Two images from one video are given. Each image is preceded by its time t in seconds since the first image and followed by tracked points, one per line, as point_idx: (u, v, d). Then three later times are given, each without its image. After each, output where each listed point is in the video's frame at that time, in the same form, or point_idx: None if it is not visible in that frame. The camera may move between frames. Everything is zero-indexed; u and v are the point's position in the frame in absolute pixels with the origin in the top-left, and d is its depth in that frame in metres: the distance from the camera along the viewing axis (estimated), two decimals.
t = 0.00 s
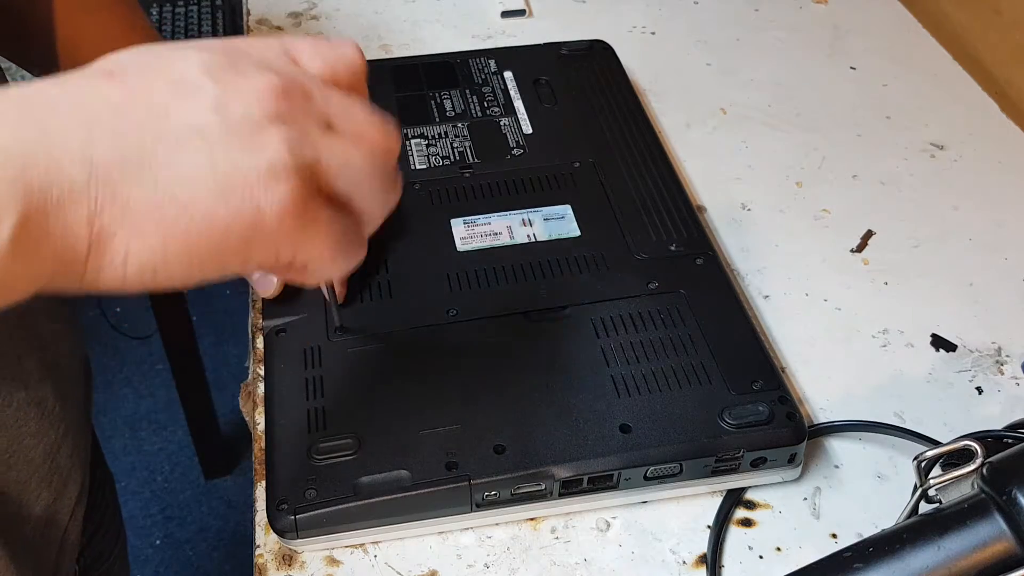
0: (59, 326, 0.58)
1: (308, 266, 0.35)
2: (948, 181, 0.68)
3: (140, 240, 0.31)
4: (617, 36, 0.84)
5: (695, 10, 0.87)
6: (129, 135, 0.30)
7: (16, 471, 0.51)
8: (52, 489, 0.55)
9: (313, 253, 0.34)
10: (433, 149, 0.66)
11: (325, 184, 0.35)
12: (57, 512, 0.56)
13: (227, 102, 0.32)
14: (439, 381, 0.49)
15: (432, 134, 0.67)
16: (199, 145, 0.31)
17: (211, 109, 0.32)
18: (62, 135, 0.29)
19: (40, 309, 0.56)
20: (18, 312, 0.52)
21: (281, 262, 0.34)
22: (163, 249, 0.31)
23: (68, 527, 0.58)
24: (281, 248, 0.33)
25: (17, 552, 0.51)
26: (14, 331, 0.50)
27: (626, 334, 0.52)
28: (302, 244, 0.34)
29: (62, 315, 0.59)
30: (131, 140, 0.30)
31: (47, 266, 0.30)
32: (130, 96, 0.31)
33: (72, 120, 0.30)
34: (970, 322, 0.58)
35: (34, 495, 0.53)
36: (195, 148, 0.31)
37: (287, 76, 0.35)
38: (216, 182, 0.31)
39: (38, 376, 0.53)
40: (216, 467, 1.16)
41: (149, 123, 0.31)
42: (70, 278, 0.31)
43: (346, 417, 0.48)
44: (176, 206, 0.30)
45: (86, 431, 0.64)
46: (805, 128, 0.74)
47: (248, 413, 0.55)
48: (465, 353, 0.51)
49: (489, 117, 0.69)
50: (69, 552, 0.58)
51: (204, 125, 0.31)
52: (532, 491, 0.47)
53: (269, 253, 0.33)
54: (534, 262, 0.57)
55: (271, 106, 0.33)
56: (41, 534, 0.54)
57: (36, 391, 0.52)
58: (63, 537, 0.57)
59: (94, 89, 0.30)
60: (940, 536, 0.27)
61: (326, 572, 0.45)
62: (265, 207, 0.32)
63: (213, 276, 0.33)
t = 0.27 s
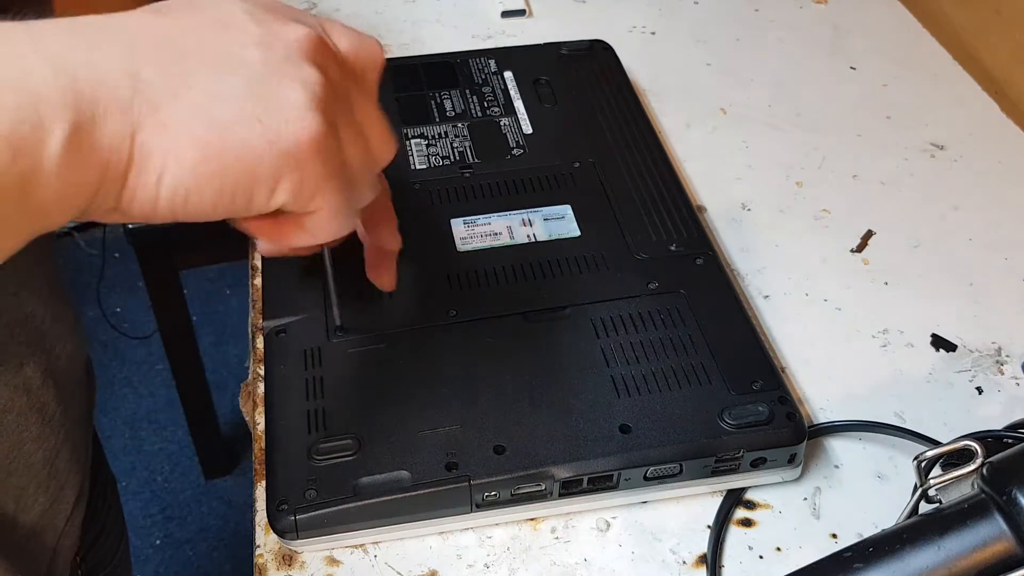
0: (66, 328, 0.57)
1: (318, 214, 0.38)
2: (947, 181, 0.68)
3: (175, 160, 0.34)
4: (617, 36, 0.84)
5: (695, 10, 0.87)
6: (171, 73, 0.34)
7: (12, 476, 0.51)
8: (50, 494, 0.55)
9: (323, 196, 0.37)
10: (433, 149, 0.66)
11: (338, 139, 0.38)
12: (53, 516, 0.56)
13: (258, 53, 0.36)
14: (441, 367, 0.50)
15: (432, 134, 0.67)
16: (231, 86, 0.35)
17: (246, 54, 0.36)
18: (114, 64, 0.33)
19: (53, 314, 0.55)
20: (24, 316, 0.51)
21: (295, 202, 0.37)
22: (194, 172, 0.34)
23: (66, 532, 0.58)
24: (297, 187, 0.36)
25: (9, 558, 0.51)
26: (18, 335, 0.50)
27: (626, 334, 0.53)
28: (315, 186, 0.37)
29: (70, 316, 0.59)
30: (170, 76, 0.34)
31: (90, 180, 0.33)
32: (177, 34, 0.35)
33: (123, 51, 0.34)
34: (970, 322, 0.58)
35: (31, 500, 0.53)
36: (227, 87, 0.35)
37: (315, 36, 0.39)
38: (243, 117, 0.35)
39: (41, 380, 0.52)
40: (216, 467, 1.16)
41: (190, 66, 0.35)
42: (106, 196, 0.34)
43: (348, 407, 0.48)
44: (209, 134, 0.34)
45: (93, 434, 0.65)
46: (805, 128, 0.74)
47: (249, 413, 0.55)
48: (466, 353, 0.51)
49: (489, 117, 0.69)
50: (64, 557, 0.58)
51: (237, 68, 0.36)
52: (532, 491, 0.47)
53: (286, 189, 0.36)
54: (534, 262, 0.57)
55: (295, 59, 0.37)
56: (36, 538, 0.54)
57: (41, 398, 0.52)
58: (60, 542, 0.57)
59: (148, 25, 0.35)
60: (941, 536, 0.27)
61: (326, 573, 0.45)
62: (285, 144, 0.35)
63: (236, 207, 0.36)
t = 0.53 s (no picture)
0: (67, 338, 0.57)
1: (286, 186, 0.36)
2: (947, 181, 0.68)
3: (139, 146, 0.32)
4: (617, 36, 0.84)
5: (695, 10, 0.87)
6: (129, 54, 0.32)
7: (15, 488, 0.51)
8: (54, 504, 0.55)
9: (290, 169, 0.35)
10: (433, 149, 0.66)
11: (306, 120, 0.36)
12: (59, 526, 0.56)
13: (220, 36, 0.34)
14: (408, 356, 0.51)
15: (432, 134, 0.67)
16: (195, 63, 0.33)
17: (210, 33, 0.34)
18: (75, 51, 0.31)
19: (55, 324, 0.55)
20: (24, 328, 0.51)
21: (260, 175, 0.35)
22: (160, 156, 0.32)
23: (69, 542, 0.58)
24: (263, 161, 0.34)
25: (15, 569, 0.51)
26: (18, 348, 0.50)
27: (626, 334, 0.52)
28: (281, 159, 0.34)
29: (71, 325, 0.59)
30: (135, 58, 0.32)
31: (62, 176, 0.32)
32: (138, 14, 0.33)
33: (79, 37, 0.32)
34: (970, 322, 0.58)
35: (36, 511, 0.53)
36: (191, 65, 0.33)
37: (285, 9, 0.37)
38: (208, 95, 0.32)
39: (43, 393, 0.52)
40: (216, 467, 1.16)
41: (153, 46, 0.33)
42: (80, 190, 0.33)
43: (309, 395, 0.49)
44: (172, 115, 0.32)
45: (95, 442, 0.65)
46: (805, 128, 0.74)
47: (249, 413, 0.55)
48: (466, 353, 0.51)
49: (489, 117, 0.69)
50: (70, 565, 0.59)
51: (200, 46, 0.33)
52: (532, 491, 0.47)
53: (252, 163, 0.34)
54: (534, 262, 0.57)
55: (261, 32, 0.35)
56: (42, 547, 0.55)
57: (42, 409, 0.52)
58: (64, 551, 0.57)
59: (108, 11, 0.33)
60: (941, 536, 0.27)
61: (326, 573, 0.45)
62: (250, 118, 0.33)
63: (206, 188, 0.34)
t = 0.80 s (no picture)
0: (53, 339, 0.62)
1: (340, 173, 0.41)
2: (947, 181, 0.68)
3: (198, 140, 0.36)
4: (617, 36, 0.84)
5: (695, 9, 0.87)
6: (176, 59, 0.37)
7: None
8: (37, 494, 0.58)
9: (345, 155, 0.40)
10: (433, 149, 0.66)
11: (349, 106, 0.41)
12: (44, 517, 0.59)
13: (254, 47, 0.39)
14: (437, 357, 0.51)
15: (432, 134, 0.67)
16: (241, 69, 0.38)
17: (236, 40, 0.39)
18: (123, 60, 0.36)
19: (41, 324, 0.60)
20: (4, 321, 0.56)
21: (318, 167, 0.40)
22: (218, 150, 0.37)
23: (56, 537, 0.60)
24: (314, 150, 0.39)
25: None
26: None
27: (625, 334, 0.52)
28: (333, 147, 0.40)
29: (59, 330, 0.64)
30: (186, 69, 0.37)
31: (124, 175, 0.36)
32: (166, 26, 0.38)
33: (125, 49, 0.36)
34: (970, 322, 0.58)
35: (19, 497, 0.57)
36: (234, 68, 0.38)
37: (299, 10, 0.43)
38: (255, 94, 0.37)
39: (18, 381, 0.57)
40: (216, 467, 1.16)
41: (195, 53, 0.37)
42: (140, 185, 0.37)
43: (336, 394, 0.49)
44: (225, 112, 0.37)
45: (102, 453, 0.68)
46: (805, 128, 0.74)
47: (249, 413, 0.55)
48: (465, 353, 0.51)
49: (489, 117, 0.69)
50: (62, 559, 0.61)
51: (241, 58, 0.38)
52: (532, 491, 0.47)
53: (305, 153, 0.39)
54: (534, 262, 0.57)
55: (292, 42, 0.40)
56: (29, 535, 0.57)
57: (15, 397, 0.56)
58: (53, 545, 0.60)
59: (139, 21, 0.37)
60: (941, 536, 0.27)
61: (326, 572, 0.45)
62: (297, 112, 0.38)
63: (260, 180, 0.39)
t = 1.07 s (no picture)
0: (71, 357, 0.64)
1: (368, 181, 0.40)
2: (948, 181, 0.68)
3: (235, 172, 0.34)
4: (617, 36, 0.84)
5: (695, 9, 0.87)
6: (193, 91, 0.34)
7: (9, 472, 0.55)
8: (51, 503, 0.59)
9: (370, 160, 0.38)
10: (433, 149, 0.66)
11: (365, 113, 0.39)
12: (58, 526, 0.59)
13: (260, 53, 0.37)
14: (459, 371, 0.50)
15: (432, 134, 0.67)
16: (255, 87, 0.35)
17: (250, 57, 0.37)
18: (140, 102, 0.33)
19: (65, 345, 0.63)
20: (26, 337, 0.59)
21: (348, 178, 0.38)
22: (255, 180, 0.34)
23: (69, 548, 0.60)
24: (343, 160, 0.37)
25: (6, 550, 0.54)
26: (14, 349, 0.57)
27: (626, 334, 0.52)
28: (362, 154, 0.38)
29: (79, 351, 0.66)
30: (205, 90, 0.34)
31: (170, 225, 0.33)
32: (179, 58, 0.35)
33: (142, 91, 0.33)
34: (970, 322, 0.58)
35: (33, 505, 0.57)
36: (256, 89, 0.35)
37: (301, 18, 0.41)
38: (282, 113, 0.35)
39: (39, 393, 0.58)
40: (216, 467, 1.16)
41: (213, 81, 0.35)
42: (187, 234, 0.34)
43: (377, 433, 0.47)
44: (256, 137, 0.34)
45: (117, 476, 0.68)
46: (805, 128, 0.74)
47: (249, 413, 0.55)
48: (466, 353, 0.51)
49: (489, 117, 0.69)
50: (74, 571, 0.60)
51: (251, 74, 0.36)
52: (531, 491, 0.47)
53: (338, 166, 0.37)
54: (534, 262, 0.57)
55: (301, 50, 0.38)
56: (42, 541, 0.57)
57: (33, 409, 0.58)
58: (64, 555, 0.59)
59: (150, 60, 0.35)
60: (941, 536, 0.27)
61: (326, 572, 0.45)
62: (323, 121, 0.36)
63: (301, 201, 0.36)
